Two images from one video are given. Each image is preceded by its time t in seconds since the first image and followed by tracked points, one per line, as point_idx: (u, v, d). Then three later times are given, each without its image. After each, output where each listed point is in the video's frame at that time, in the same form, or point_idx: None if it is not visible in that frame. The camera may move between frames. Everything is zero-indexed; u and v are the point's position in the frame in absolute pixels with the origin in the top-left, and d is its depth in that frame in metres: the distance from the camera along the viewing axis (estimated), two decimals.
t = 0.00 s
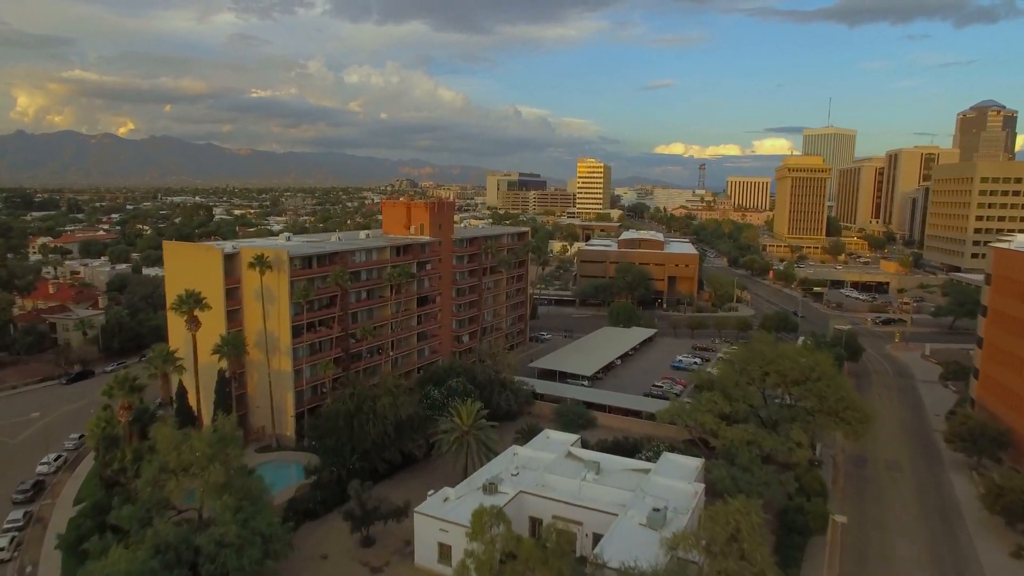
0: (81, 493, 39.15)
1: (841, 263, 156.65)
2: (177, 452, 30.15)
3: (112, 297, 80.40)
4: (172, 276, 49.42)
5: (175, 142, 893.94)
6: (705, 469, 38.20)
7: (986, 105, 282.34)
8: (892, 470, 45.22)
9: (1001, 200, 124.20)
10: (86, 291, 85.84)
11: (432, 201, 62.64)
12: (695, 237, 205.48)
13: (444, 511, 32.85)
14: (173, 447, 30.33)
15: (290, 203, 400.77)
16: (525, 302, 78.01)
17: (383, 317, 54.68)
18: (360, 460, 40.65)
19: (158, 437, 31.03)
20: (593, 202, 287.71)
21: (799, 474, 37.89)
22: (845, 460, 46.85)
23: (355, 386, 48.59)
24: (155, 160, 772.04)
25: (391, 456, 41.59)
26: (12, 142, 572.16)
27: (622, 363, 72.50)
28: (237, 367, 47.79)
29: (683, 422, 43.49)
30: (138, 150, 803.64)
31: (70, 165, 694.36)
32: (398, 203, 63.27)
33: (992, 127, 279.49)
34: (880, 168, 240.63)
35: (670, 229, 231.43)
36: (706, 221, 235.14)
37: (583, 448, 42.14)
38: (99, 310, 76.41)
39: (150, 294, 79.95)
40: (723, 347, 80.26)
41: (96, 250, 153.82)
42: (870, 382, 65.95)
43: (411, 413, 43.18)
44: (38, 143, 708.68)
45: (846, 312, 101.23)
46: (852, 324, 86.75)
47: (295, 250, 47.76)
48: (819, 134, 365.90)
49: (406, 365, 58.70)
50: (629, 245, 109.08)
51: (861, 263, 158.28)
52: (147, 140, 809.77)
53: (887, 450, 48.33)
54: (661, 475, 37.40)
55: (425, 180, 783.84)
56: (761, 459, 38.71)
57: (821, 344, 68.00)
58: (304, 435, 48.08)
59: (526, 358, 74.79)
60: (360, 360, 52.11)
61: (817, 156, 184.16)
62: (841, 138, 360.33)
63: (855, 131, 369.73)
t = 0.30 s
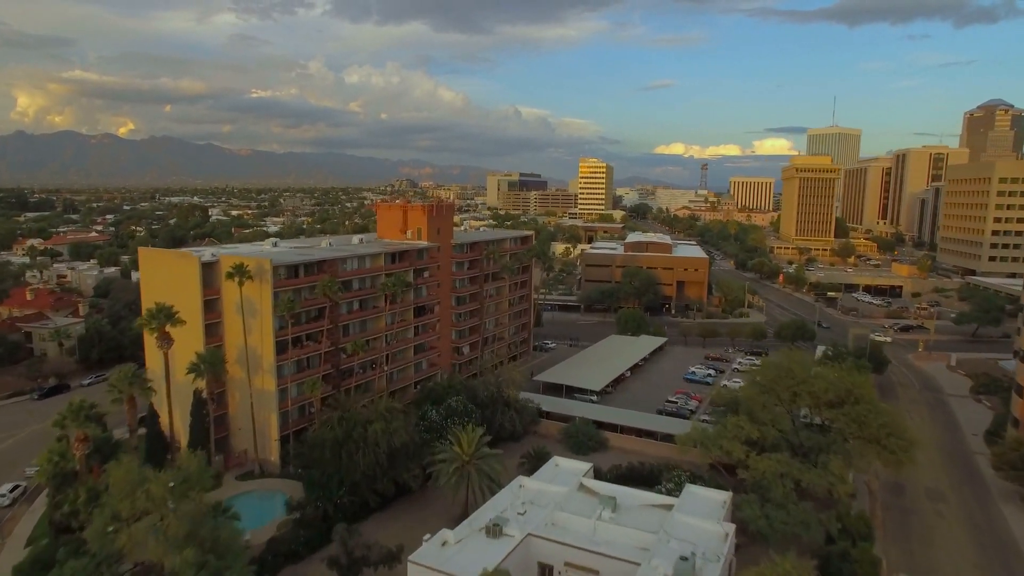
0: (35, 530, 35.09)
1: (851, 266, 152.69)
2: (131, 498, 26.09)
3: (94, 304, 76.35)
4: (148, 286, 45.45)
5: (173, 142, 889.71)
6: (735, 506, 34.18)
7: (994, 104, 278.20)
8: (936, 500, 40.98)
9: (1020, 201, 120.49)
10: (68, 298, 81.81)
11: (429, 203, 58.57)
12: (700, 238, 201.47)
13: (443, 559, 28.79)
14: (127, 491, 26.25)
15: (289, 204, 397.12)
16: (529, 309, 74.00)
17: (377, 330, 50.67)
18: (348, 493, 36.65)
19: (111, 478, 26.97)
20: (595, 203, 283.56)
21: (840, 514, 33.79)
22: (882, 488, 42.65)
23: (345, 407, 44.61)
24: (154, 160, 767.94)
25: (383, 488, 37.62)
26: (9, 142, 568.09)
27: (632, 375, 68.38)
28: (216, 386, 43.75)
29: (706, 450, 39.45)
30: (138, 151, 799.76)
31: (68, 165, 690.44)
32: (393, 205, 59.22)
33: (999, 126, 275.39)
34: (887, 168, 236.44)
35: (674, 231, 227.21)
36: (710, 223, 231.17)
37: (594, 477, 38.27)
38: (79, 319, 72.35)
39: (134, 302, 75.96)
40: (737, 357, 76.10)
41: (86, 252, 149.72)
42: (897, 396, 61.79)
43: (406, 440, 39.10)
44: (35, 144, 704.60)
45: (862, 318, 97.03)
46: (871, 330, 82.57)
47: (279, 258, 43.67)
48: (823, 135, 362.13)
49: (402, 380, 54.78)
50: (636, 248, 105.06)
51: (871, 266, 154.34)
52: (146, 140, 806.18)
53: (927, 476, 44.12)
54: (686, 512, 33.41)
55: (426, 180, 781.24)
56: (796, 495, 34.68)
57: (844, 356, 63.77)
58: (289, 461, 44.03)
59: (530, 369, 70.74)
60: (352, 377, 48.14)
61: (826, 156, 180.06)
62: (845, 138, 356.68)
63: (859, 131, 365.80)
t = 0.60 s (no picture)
0: None
1: (861, 269, 148.89)
2: (66, 567, 21.73)
3: (73, 313, 72.19)
4: (119, 301, 41.45)
5: (172, 142, 885.71)
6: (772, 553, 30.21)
7: (1001, 103, 274.61)
8: (989, 539, 36.91)
9: None
10: (47, 306, 77.63)
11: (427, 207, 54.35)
12: (705, 240, 197.50)
13: None
14: (63, 558, 21.93)
15: (287, 205, 393.28)
16: (532, 319, 70.19)
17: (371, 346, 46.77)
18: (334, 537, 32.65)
19: (45, 541, 22.60)
20: (597, 203, 279.15)
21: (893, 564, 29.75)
22: (927, 524, 38.57)
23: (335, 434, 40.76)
24: (153, 160, 763.39)
25: (374, 530, 33.77)
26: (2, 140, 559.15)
27: (643, 390, 64.34)
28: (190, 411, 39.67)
29: (734, 484, 35.39)
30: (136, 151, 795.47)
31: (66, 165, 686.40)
32: (388, 210, 54.92)
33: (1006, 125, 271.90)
34: (894, 168, 232.28)
35: (678, 232, 223.32)
36: (714, 224, 227.25)
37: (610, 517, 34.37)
38: (56, 329, 68.21)
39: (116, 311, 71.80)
40: (753, 369, 72.04)
41: (76, 255, 145.43)
42: (928, 412, 57.86)
43: (400, 475, 35.13)
44: (34, 144, 700.80)
45: (879, 325, 93.01)
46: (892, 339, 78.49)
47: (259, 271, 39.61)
48: (827, 134, 358.51)
49: (397, 399, 51.02)
50: (644, 252, 101.03)
51: (882, 269, 150.51)
52: (144, 140, 802.16)
53: (976, 510, 40.00)
54: (719, 563, 29.17)
55: (426, 180, 777.81)
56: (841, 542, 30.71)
57: (870, 371, 59.70)
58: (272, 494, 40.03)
59: (534, 384, 66.81)
60: (343, 399, 44.32)
61: (834, 156, 176.00)
62: (850, 137, 353.24)
63: (863, 130, 362.27)
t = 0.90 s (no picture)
0: None
1: (873, 272, 144.95)
2: None
3: (50, 325, 68.10)
4: (84, 319, 37.55)
5: (171, 142, 881.79)
6: None
7: (1009, 103, 270.55)
8: None
9: None
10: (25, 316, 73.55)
11: (424, 214, 50.39)
12: (711, 242, 193.55)
13: None
14: None
15: (286, 207, 389.13)
16: (536, 331, 66.33)
17: (363, 367, 42.78)
18: None
19: None
20: (600, 205, 275.00)
21: None
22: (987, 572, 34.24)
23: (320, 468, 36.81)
24: (151, 161, 758.42)
25: None
26: None
27: (655, 408, 60.24)
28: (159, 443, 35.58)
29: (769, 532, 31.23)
30: (136, 151, 792.43)
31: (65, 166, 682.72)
32: (382, 217, 50.90)
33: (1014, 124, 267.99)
34: (902, 169, 228.05)
35: (683, 234, 219.21)
36: (719, 225, 223.37)
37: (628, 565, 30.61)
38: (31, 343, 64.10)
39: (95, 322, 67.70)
40: (771, 384, 67.92)
41: (65, 260, 141.23)
42: (965, 434, 53.56)
43: (392, 521, 31.27)
44: (33, 144, 697.40)
45: (899, 335, 88.82)
46: (916, 350, 74.36)
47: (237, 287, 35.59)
48: (832, 134, 354.50)
49: (391, 422, 47.14)
50: (651, 257, 96.98)
51: (894, 272, 146.59)
52: (143, 141, 798.57)
53: None
54: None
55: (426, 181, 774.36)
56: None
57: (900, 389, 55.50)
58: (250, 535, 35.85)
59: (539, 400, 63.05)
60: (331, 426, 40.36)
61: (843, 157, 171.79)
62: (855, 137, 349.37)
63: (868, 130, 358.48)
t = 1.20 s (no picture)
0: None
1: (885, 276, 141.14)
2: None
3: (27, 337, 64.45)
4: (42, 337, 33.68)
5: (171, 143, 878.34)
6: None
7: (1018, 102, 266.31)
8: None
9: None
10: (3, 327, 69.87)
11: (421, 221, 46.70)
12: (716, 245, 189.79)
13: None
14: None
15: (285, 207, 385.47)
16: (541, 343, 62.76)
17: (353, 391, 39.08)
18: None
19: None
20: (602, 206, 271.14)
21: None
22: None
23: (304, 508, 33.11)
24: (151, 161, 754.55)
25: None
26: None
27: (668, 427, 56.43)
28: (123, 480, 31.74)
29: None
30: (135, 152, 788.71)
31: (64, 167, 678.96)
32: (376, 224, 47.17)
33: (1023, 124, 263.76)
34: (910, 169, 224.10)
35: (687, 237, 215.49)
36: (725, 227, 219.43)
37: None
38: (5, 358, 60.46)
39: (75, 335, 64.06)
40: (789, 400, 64.05)
41: (56, 264, 137.59)
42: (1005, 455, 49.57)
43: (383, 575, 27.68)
44: (32, 145, 693.54)
45: (920, 343, 84.95)
46: (941, 362, 70.52)
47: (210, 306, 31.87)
48: (837, 134, 350.28)
49: (385, 447, 43.54)
50: (659, 262, 93.27)
51: (906, 276, 142.79)
52: (142, 141, 794.92)
53: None
54: None
55: (426, 182, 770.11)
56: None
57: (934, 408, 51.44)
58: None
59: (545, 417, 59.45)
60: (318, 457, 36.70)
61: (852, 158, 167.87)
62: (861, 137, 345.28)
63: (873, 130, 354.27)
